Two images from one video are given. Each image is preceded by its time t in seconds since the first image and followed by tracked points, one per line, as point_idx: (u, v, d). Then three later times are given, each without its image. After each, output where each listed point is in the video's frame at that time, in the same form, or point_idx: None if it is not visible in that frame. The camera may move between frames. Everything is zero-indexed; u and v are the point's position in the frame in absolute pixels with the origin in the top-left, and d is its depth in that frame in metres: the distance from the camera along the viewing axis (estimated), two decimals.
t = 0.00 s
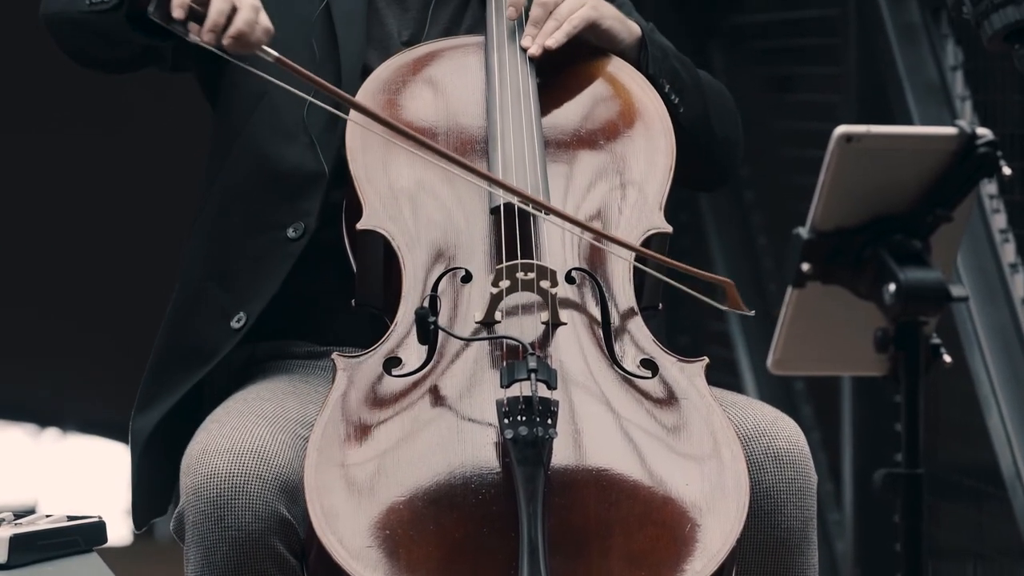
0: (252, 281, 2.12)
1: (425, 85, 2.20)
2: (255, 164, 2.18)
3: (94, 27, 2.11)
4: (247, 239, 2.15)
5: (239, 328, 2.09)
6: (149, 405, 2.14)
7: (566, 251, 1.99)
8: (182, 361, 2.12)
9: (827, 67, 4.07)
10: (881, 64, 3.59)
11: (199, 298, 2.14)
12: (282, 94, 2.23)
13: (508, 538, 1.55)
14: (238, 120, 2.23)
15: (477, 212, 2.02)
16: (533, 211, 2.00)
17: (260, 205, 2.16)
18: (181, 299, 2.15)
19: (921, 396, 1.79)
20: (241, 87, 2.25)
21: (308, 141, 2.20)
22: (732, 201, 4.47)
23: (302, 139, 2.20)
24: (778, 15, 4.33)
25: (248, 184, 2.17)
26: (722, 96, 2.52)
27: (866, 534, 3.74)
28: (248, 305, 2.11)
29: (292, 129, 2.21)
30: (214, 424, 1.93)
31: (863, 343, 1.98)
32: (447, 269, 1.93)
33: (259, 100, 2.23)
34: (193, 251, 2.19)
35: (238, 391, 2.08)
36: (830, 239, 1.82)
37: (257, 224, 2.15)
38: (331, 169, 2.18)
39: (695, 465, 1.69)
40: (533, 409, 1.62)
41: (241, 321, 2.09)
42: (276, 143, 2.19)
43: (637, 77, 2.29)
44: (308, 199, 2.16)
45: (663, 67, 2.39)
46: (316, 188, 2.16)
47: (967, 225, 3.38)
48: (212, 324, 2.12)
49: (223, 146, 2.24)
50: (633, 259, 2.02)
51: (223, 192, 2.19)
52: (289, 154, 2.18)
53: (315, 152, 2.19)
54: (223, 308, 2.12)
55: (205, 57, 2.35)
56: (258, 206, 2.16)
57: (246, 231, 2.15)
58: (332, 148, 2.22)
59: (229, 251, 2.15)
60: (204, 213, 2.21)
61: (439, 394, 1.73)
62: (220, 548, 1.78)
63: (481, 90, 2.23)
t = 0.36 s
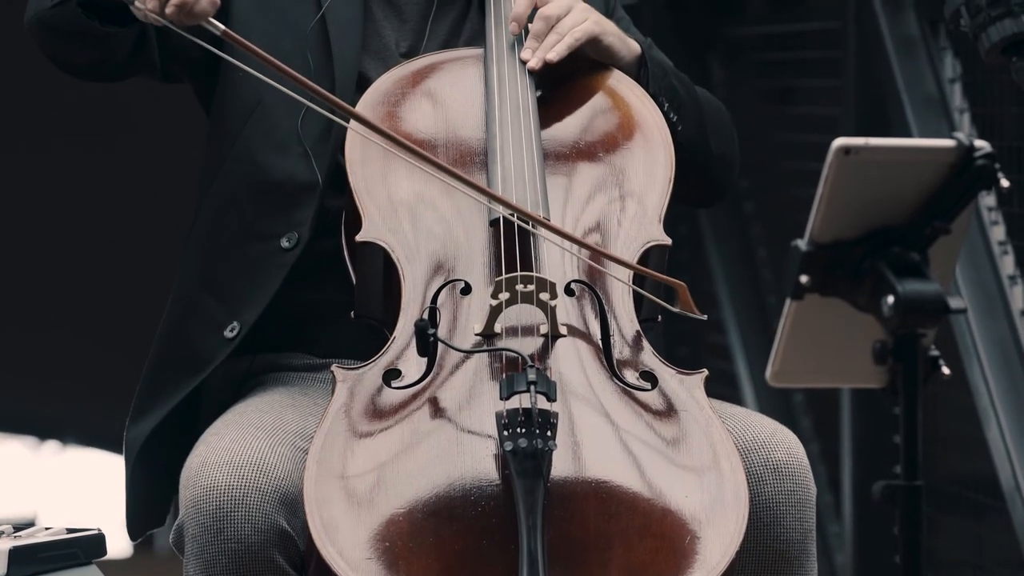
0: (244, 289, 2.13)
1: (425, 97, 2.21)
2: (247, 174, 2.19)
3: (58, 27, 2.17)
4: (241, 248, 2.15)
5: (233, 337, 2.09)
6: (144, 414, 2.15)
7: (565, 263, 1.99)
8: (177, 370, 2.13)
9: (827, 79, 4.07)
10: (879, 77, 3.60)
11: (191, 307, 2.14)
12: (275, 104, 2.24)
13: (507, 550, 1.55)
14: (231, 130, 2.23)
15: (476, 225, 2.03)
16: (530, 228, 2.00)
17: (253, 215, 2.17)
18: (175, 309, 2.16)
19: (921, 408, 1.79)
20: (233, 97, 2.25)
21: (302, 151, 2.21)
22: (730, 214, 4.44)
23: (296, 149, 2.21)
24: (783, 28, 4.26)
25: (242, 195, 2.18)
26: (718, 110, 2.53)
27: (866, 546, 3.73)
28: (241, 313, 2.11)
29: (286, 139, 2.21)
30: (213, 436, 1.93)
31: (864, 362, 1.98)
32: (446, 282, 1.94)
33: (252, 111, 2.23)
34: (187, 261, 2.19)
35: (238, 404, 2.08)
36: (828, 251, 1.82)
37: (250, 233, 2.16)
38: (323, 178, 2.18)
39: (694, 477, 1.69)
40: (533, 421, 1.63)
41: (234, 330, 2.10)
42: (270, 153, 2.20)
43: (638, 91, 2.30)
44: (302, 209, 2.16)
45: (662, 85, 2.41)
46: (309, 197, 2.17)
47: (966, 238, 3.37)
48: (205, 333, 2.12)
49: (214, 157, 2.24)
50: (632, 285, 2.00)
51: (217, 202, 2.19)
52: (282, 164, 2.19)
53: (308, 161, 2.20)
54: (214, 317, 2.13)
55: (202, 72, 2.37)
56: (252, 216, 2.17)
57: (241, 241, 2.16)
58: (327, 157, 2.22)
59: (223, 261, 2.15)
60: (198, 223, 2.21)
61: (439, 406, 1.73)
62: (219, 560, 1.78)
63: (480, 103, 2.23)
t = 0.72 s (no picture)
0: (244, 294, 2.13)
1: (429, 105, 2.21)
2: (247, 178, 2.19)
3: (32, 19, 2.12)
4: (241, 249, 2.16)
5: (229, 341, 2.11)
6: (140, 416, 2.15)
7: (569, 271, 2.00)
8: (177, 374, 2.14)
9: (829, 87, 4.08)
10: (882, 85, 3.60)
11: (191, 312, 2.15)
12: (275, 105, 2.23)
13: (511, 558, 1.56)
14: (231, 133, 2.23)
15: (479, 232, 2.03)
16: (534, 233, 2.00)
17: (254, 219, 2.17)
18: (176, 314, 2.16)
19: (925, 417, 1.78)
20: (233, 99, 2.25)
21: (302, 155, 2.21)
22: (732, 221, 4.47)
23: (297, 154, 2.20)
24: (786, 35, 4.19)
25: (241, 199, 2.18)
26: (721, 119, 2.53)
27: (867, 551, 3.77)
28: (238, 318, 2.12)
29: (287, 143, 2.21)
30: (216, 445, 1.93)
31: (868, 371, 1.99)
32: (450, 289, 1.94)
33: (253, 116, 2.23)
34: (188, 266, 2.20)
35: (241, 412, 2.08)
36: (831, 259, 1.83)
37: (251, 236, 2.16)
38: (325, 184, 2.18)
39: (698, 485, 1.70)
40: (536, 429, 1.63)
41: (231, 334, 2.11)
42: (271, 157, 2.20)
43: (643, 100, 2.30)
44: (302, 214, 2.16)
45: (668, 96, 2.40)
46: (309, 202, 2.17)
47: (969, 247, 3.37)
48: (204, 338, 2.13)
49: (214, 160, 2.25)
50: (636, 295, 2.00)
51: (217, 206, 2.19)
52: (283, 169, 2.19)
53: (309, 166, 2.20)
54: (211, 321, 2.14)
55: (201, 70, 2.38)
56: (252, 220, 2.17)
57: (241, 243, 2.16)
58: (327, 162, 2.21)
59: (223, 265, 2.16)
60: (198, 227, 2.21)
61: (442, 413, 1.73)
62: (223, 570, 1.78)
63: (484, 111, 2.24)
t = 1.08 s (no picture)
0: (254, 309, 2.13)
1: (428, 114, 2.22)
2: (254, 192, 2.19)
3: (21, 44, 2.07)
4: (251, 265, 2.16)
5: (242, 357, 2.10)
6: (152, 435, 2.15)
7: (567, 280, 2.00)
8: (188, 392, 2.13)
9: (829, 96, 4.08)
10: (881, 92, 3.59)
11: (200, 329, 2.14)
12: (283, 119, 2.24)
13: (509, 568, 1.56)
14: (238, 148, 2.24)
15: (478, 242, 2.04)
16: (535, 243, 2.01)
17: (263, 235, 2.17)
18: (186, 333, 2.16)
19: (921, 426, 1.78)
20: (239, 112, 2.26)
21: (309, 168, 2.21)
22: (732, 230, 4.48)
23: (303, 166, 2.21)
24: (783, 46, 4.20)
25: (248, 214, 2.18)
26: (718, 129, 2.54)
27: (868, 563, 3.75)
28: (251, 333, 2.11)
29: (294, 156, 2.22)
30: (215, 456, 1.93)
31: (866, 379, 2.00)
32: (449, 299, 1.94)
33: (259, 130, 2.24)
34: (192, 283, 2.19)
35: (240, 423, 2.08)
36: (828, 268, 1.83)
37: (261, 251, 2.16)
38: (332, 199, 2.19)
39: (697, 493, 1.70)
40: (535, 438, 1.63)
41: (244, 350, 2.10)
42: (276, 170, 2.20)
43: (642, 109, 2.31)
44: (309, 228, 2.17)
45: (667, 106, 2.40)
46: (315, 214, 2.18)
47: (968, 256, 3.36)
48: (215, 355, 2.12)
49: (219, 172, 2.25)
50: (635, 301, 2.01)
51: (223, 222, 2.19)
52: (289, 182, 2.20)
53: (315, 179, 2.21)
54: (224, 337, 2.13)
55: (204, 84, 2.38)
56: (261, 235, 2.17)
57: (250, 258, 2.16)
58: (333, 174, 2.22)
59: (230, 281, 2.16)
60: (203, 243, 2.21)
61: (441, 422, 1.74)
62: None
63: (483, 120, 2.24)
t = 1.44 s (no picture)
0: (274, 326, 2.13)
1: (427, 123, 2.22)
2: (269, 212, 2.20)
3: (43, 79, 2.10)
4: (267, 284, 2.16)
5: (263, 374, 2.10)
6: (172, 455, 2.13)
7: (567, 288, 2.00)
8: (207, 411, 2.13)
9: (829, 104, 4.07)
10: (881, 100, 3.60)
11: (221, 351, 2.14)
12: (295, 143, 2.24)
13: None
14: (251, 168, 2.24)
15: (478, 251, 2.04)
16: (533, 253, 2.00)
17: (279, 255, 2.18)
18: (206, 354, 2.16)
19: (921, 434, 1.78)
20: (251, 129, 2.26)
21: (323, 184, 2.22)
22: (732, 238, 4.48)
23: (315, 183, 2.21)
24: (784, 54, 4.18)
25: (263, 235, 2.19)
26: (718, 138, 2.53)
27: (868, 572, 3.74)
28: (270, 349, 2.12)
29: (306, 173, 2.22)
30: (214, 468, 1.93)
31: (866, 388, 1.98)
32: (448, 307, 1.94)
33: (270, 148, 2.24)
34: (210, 309, 2.19)
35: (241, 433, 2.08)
36: (829, 276, 1.82)
37: (277, 269, 2.17)
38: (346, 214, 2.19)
39: (696, 502, 1.70)
40: (535, 446, 1.63)
41: (264, 367, 2.10)
42: (288, 188, 2.21)
43: (643, 119, 2.31)
44: (325, 242, 2.17)
45: (672, 112, 2.41)
46: (329, 231, 2.18)
47: (968, 265, 3.36)
48: (236, 375, 2.12)
49: (234, 194, 2.25)
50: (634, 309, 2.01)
51: (238, 244, 2.20)
52: (302, 200, 2.20)
53: (328, 196, 2.21)
54: (245, 355, 2.13)
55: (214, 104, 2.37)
56: (277, 253, 2.18)
57: (266, 276, 2.17)
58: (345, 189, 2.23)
59: (246, 300, 2.16)
60: (219, 267, 2.22)
61: (441, 431, 1.74)
62: None
63: (482, 128, 2.24)
